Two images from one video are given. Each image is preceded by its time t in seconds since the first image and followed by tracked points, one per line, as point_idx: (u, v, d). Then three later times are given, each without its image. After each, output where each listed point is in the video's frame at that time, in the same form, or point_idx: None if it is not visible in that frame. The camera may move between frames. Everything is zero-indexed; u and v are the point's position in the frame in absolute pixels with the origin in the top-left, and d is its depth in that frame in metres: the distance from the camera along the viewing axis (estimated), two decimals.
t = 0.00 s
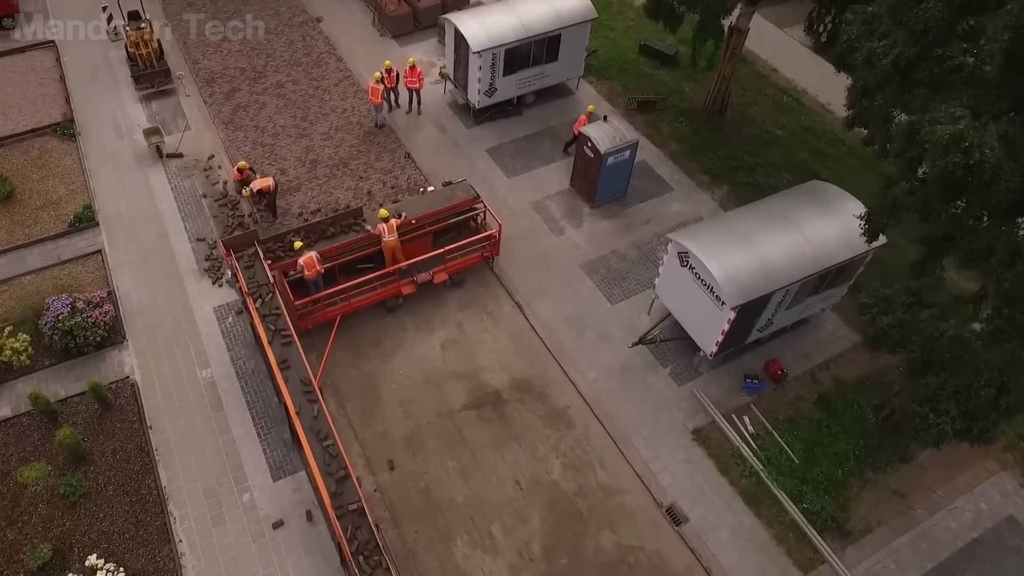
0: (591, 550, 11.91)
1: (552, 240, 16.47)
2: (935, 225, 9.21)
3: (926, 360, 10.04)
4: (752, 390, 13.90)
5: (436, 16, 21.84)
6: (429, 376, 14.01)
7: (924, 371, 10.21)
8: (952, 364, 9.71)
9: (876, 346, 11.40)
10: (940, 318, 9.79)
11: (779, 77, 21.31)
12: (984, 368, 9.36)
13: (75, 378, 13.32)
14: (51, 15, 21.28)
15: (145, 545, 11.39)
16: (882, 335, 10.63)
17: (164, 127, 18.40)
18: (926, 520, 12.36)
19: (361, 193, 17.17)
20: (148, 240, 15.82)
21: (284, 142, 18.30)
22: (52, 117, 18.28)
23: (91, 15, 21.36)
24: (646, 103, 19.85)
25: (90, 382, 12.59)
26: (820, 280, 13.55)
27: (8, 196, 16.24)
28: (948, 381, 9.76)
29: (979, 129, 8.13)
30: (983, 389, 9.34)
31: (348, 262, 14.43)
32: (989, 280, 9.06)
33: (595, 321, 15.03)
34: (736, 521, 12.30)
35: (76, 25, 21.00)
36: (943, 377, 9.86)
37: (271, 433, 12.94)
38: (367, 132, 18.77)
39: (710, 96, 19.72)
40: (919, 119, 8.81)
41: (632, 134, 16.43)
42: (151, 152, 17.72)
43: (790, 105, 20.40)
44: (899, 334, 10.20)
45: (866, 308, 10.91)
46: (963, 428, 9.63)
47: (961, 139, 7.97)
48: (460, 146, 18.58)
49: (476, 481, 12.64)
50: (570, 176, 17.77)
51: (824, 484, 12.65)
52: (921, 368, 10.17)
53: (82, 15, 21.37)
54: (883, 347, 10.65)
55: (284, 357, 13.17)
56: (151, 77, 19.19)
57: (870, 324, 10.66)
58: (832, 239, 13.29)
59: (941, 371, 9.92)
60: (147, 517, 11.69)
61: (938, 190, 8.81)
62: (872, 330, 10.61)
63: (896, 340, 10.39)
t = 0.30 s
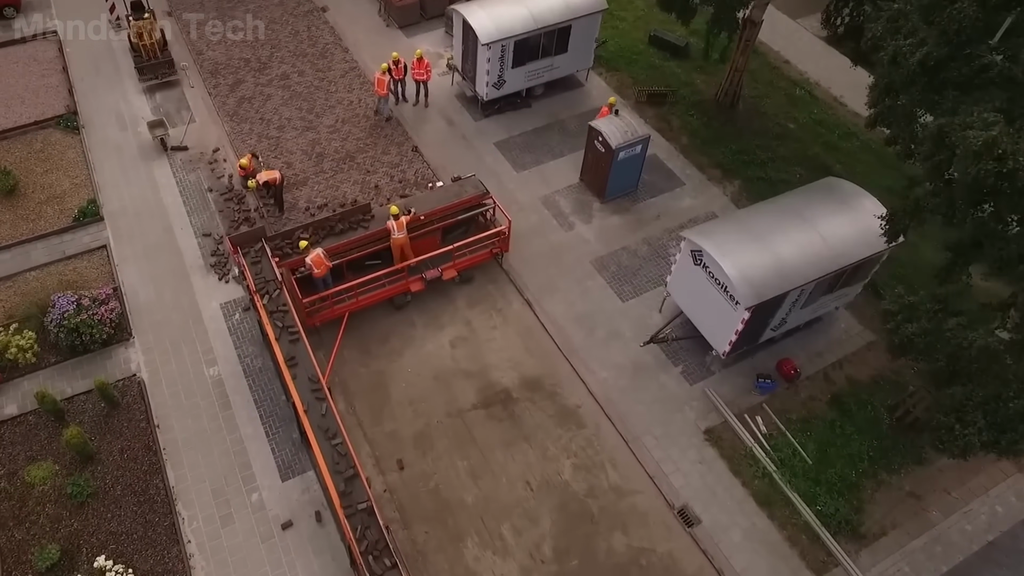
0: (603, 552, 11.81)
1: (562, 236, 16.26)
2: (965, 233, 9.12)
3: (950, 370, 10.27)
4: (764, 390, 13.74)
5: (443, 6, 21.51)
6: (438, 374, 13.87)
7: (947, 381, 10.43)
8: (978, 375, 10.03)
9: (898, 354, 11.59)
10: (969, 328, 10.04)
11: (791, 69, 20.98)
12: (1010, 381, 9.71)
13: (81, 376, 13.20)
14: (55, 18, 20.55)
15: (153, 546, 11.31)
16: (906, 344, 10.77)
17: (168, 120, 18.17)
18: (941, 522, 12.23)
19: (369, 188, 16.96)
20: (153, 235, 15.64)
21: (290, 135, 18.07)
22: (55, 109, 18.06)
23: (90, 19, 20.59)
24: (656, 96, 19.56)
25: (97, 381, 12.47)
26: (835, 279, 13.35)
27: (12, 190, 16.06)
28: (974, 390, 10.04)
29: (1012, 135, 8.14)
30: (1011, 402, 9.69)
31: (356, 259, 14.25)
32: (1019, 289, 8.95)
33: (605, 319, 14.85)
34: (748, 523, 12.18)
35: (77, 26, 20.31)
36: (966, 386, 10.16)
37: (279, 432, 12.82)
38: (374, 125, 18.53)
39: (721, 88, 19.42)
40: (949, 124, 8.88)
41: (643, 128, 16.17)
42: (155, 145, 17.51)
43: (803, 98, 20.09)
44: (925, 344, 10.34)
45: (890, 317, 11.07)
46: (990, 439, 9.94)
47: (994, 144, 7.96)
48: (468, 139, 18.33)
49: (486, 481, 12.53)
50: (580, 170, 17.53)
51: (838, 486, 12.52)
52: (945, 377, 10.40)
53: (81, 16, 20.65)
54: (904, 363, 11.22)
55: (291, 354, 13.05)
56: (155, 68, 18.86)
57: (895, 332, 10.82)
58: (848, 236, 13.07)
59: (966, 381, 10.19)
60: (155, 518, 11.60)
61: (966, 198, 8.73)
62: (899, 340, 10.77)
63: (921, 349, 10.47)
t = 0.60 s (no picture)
0: (615, 556, 11.68)
1: (572, 233, 16.02)
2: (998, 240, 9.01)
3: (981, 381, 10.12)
4: (779, 391, 13.55)
5: None
6: (448, 374, 13.70)
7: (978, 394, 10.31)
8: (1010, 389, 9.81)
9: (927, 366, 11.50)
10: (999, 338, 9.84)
11: (805, 61, 20.61)
12: None
13: (87, 376, 13.05)
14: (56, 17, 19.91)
15: (162, 549, 11.20)
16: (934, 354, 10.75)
17: (172, 112, 17.90)
18: (958, 527, 12.07)
19: (376, 183, 16.71)
20: (158, 231, 15.43)
21: (296, 128, 17.80)
22: (58, 102, 17.79)
23: (91, 17, 20.00)
24: (667, 89, 19.24)
25: (104, 381, 12.32)
26: (852, 279, 13.12)
27: (16, 185, 15.83)
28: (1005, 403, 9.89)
29: None
30: None
31: (365, 257, 14.04)
32: None
33: (617, 317, 14.65)
34: (763, 526, 12.03)
35: (77, 25, 19.70)
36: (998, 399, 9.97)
37: (287, 433, 12.67)
38: (381, 118, 18.24)
39: (734, 81, 19.08)
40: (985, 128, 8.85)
41: (656, 123, 15.88)
42: (160, 139, 17.25)
43: (817, 91, 19.74)
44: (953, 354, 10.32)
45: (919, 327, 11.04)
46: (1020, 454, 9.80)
47: None
48: (477, 133, 18.05)
49: (497, 483, 12.39)
50: (591, 165, 17.26)
51: (853, 490, 12.35)
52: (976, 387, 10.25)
53: (82, 16, 20.02)
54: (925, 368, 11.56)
55: (299, 353, 12.88)
56: (159, 59, 18.68)
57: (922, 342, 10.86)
58: (865, 236, 12.85)
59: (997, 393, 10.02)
60: (164, 520, 11.49)
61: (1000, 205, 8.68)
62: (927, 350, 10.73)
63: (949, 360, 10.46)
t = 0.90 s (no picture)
0: (626, 562, 11.55)
1: (581, 231, 15.79)
2: None
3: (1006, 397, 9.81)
4: (791, 393, 13.37)
5: None
6: (456, 376, 13.52)
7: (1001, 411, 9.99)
8: None
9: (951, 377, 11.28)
10: None
11: (817, 54, 20.26)
12: None
13: (91, 378, 12.89)
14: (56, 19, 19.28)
15: (168, 554, 11.09)
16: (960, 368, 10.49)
17: (175, 107, 17.63)
18: (973, 534, 11.92)
19: (382, 180, 16.45)
20: (161, 229, 15.22)
21: (299, 123, 17.53)
22: (59, 96, 17.52)
23: (91, 17, 19.41)
24: (677, 83, 18.91)
25: (108, 384, 12.15)
26: (867, 281, 12.89)
27: (16, 181, 15.61)
28: None
29: None
30: None
31: (372, 256, 13.83)
32: None
33: (627, 318, 14.45)
34: (775, 532, 11.89)
35: (77, 26, 19.13)
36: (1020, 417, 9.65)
37: (294, 436, 12.52)
38: (386, 113, 17.96)
39: (745, 75, 18.76)
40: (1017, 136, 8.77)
41: (667, 119, 15.58)
42: (162, 134, 17.00)
43: (829, 85, 19.41)
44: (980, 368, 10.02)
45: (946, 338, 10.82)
46: None
47: None
48: (483, 128, 17.77)
49: (506, 487, 12.25)
50: (600, 161, 17.00)
51: (867, 495, 12.20)
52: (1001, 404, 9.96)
53: (81, 16, 19.42)
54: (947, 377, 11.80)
55: (305, 354, 12.71)
56: (160, 53, 18.25)
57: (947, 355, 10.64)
58: (881, 237, 12.63)
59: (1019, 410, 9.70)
60: (170, 525, 11.37)
61: None
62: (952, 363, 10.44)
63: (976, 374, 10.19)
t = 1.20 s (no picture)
0: (636, 572, 11.40)
1: (590, 231, 15.53)
2: None
3: None
4: (803, 399, 13.17)
5: None
6: (464, 380, 13.33)
7: None
8: None
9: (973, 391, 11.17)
10: None
11: (829, 48, 19.88)
12: None
13: (93, 382, 12.71)
14: (56, 16, 18.85)
15: (173, 563, 10.95)
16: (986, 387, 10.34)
17: (176, 102, 17.33)
18: (989, 543, 11.75)
19: (387, 178, 16.18)
20: (163, 228, 14.98)
21: (303, 119, 17.24)
22: (58, 91, 17.23)
23: (90, 15, 18.97)
24: (687, 78, 18.56)
25: (111, 390, 11.97)
26: (883, 286, 12.64)
27: (16, 179, 15.36)
28: None
29: None
30: None
31: (378, 258, 13.59)
32: None
33: (636, 321, 14.23)
34: (787, 541, 11.73)
35: (76, 25, 18.65)
36: None
37: (300, 441, 12.35)
38: (391, 109, 17.65)
39: (756, 70, 18.40)
40: None
41: (678, 118, 15.26)
42: (164, 130, 16.71)
43: (842, 80, 19.05)
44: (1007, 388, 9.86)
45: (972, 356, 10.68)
46: None
47: None
48: (490, 124, 17.46)
49: (515, 494, 12.09)
50: (608, 159, 16.70)
51: (881, 504, 12.02)
52: None
53: (78, 16, 18.90)
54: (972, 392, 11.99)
55: (310, 358, 12.52)
56: (161, 47, 17.89)
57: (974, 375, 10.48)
58: (898, 241, 12.37)
59: None
60: (175, 534, 11.22)
61: None
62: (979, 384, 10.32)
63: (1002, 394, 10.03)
